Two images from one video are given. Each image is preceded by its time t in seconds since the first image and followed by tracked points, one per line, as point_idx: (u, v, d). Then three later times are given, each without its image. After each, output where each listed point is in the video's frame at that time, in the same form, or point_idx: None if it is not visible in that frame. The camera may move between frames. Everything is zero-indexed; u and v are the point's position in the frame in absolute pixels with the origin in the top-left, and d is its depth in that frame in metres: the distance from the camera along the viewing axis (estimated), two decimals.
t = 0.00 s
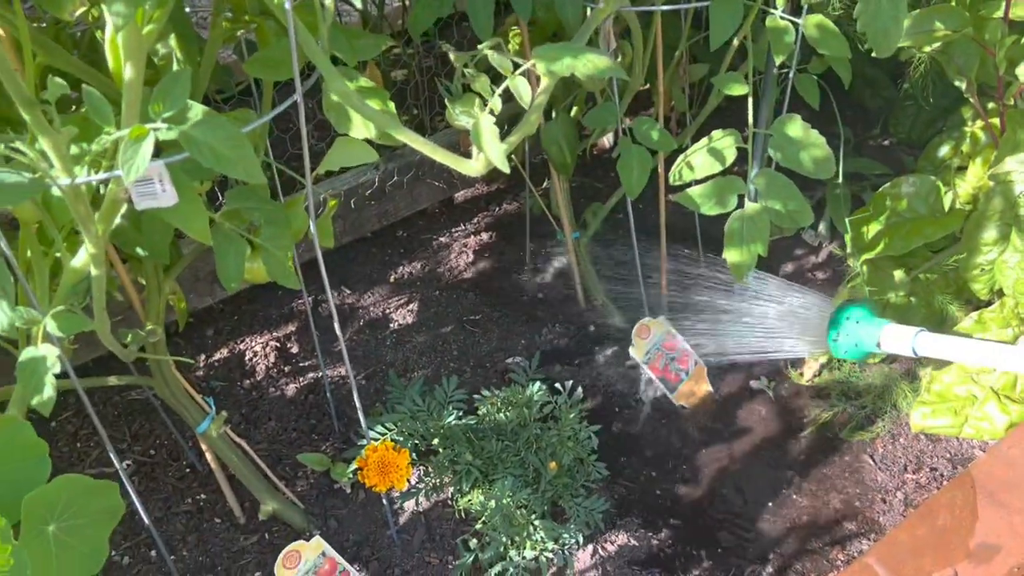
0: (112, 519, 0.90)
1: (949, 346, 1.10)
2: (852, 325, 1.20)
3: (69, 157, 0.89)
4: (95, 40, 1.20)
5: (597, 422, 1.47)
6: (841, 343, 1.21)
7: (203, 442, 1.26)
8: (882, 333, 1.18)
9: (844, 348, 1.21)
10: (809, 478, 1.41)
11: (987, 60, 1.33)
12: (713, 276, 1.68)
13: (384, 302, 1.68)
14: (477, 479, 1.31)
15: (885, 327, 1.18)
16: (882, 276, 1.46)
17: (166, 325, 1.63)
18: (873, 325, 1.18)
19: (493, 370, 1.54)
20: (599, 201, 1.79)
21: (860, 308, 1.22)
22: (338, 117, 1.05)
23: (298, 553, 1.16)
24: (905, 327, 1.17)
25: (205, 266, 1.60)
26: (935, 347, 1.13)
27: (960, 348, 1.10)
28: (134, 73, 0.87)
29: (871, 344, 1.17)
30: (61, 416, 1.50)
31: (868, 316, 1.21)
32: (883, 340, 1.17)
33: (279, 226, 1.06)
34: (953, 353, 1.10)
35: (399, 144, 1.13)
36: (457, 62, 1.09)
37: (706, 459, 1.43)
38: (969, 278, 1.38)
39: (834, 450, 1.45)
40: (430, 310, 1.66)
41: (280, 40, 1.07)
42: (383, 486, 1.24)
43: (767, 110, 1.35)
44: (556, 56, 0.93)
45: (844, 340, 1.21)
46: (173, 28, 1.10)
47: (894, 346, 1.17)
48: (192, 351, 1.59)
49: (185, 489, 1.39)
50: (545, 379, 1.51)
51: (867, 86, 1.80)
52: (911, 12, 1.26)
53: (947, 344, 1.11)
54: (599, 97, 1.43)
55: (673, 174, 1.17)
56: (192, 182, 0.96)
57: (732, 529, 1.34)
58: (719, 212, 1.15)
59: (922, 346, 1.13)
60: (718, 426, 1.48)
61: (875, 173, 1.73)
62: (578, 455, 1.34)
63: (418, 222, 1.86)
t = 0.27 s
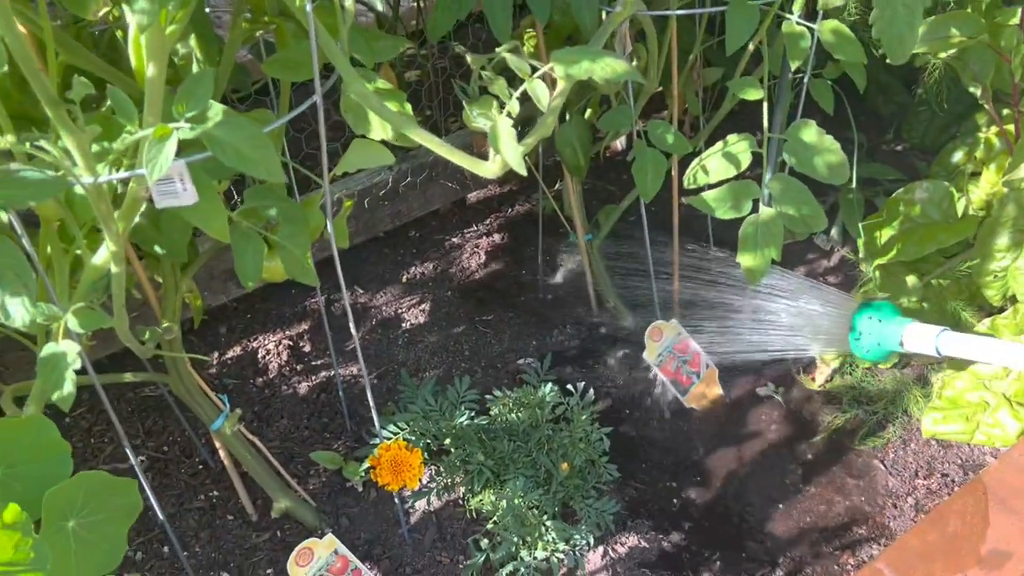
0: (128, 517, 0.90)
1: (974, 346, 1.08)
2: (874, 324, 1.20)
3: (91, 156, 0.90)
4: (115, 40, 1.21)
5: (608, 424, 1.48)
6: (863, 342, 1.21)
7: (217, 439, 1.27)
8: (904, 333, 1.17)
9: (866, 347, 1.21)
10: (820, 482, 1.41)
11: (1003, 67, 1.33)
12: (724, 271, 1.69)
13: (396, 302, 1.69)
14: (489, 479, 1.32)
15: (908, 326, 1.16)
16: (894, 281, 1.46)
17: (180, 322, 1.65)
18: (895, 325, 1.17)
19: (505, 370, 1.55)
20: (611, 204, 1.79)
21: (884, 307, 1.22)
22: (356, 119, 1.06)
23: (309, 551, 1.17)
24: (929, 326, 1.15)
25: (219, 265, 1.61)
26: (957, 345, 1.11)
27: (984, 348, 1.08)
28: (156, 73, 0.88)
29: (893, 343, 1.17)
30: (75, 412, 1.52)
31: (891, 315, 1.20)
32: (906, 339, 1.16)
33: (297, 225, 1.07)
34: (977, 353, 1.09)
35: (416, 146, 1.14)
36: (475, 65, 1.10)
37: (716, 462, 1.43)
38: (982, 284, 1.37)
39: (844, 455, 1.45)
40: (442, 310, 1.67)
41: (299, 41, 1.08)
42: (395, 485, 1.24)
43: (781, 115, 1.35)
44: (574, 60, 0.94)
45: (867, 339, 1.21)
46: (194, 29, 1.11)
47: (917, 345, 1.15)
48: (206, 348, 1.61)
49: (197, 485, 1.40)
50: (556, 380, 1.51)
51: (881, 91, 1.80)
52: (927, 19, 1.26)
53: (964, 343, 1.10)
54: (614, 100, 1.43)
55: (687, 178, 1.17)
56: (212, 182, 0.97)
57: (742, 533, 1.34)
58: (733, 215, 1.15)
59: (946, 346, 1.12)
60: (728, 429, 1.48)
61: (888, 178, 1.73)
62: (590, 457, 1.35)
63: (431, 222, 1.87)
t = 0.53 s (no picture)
0: (141, 512, 0.91)
1: (986, 352, 1.08)
2: (886, 331, 1.18)
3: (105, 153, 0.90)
4: (126, 38, 1.21)
5: (615, 425, 1.48)
6: (874, 349, 1.19)
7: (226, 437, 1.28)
8: (916, 339, 1.15)
9: (878, 354, 1.19)
10: (827, 484, 1.41)
11: (1011, 70, 1.33)
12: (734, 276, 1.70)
13: (403, 302, 1.69)
14: (496, 479, 1.32)
15: (919, 332, 1.15)
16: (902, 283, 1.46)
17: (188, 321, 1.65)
18: (908, 332, 1.15)
19: (511, 371, 1.55)
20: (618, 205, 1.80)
21: (893, 312, 1.20)
22: (367, 118, 1.06)
23: (318, 548, 1.17)
24: (940, 332, 1.14)
25: (228, 264, 1.62)
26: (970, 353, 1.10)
27: (997, 354, 1.07)
28: (171, 71, 0.88)
29: (906, 350, 1.15)
30: (83, 409, 1.52)
31: (902, 320, 1.18)
32: (919, 346, 1.15)
33: (309, 222, 1.08)
34: (989, 359, 1.08)
35: (425, 147, 1.14)
36: (486, 65, 1.10)
37: (722, 463, 1.43)
38: (989, 288, 1.38)
39: (851, 457, 1.45)
40: (449, 310, 1.68)
41: (311, 40, 1.09)
42: (403, 484, 1.25)
43: (790, 117, 1.36)
44: (586, 60, 0.94)
45: (878, 346, 1.19)
46: (207, 28, 1.11)
47: (929, 351, 1.14)
48: (214, 347, 1.61)
49: (205, 483, 1.41)
50: (563, 381, 1.52)
51: (888, 95, 1.81)
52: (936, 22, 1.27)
53: (973, 349, 1.10)
54: (623, 101, 1.44)
55: (697, 180, 1.19)
56: (224, 179, 0.98)
57: (749, 533, 1.34)
58: (741, 216, 1.16)
59: (959, 353, 1.11)
60: (735, 431, 1.48)
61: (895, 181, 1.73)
62: (597, 457, 1.35)
63: (438, 223, 1.87)
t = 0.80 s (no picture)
0: (145, 508, 0.91)
1: (991, 343, 1.06)
2: (891, 322, 1.17)
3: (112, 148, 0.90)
4: (132, 35, 1.21)
5: (616, 424, 1.48)
6: (879, 341, 1.18)
7: (228, 435, 1.28)
8: (921, 331, 1.14)
9: (883, 346, 1.18)
10: (828, 483, 1.41)
11: (1012, 71, 1.34)
12: (744, 277, 1.71)
13: (405, 301, 1.70)
14: (498, 477, 1.33)
15: (923, 325, 1.14)
16: (903, 284, 1.46)
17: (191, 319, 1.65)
18: (911, 323, 1.14)
19: (513, 370, 1.55)
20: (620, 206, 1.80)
21: (898, 304, 1.19)
22: (371, 116, 1.07)
23: (321, 545, 1.16)
24: (944, 324, 1.13)
25: (231, 262, 1.62)
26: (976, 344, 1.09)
27: (1002, 346, 1.06)
28: (177, 66, 0.88)
29: (910, 341, 1.14)
30: (85, 406, 1.52)
31: (906, 313, 1.17)
32: (922, 337, 1.14)
33: (313, 221, 1.08)
34: (993, 352, 1.07)
35: (430, 144, 1.15)
36: (490, 64, 1.11)
37: (724, 463, 1.44)
38: (990, 288, 1.38)
39: (851, 457, 1.45)
40: (451, 309, 1.68)
41: (316, 38, 1.09)
42: (405, 482, 1.25)
43: (792, 117, 1.36)
44: (589, 58, 0.94)
45: (882, 338, 1.18)
46: (212, 25, 1.12)
47: (933, 343, 1.13)
48: (216, 345, 1.61)
49: (207, 481, 1.41)
50: (565, 379, 1.52)
51: (889, 97, 1.81)
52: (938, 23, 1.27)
53: (978, 341, 1.08)
54: (625, 101, 1.44)
55: (699, 178, 1.19)
56: (229, 176, 0.98)
57: (750, 532, 1.35)
58: (744, 215, 1.16)
59: (964, 344, 1.10)
60: (736, 431, 1.49)
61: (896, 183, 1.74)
62: (599, 456, 1.35)
63: (440, 223, 1.88)
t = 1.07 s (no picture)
0: (150, 504, 0.92)
1: (988, 347, 1.07)
2: (889, 327, 1.18)
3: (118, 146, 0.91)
4: (136, 35, 1.22)
5: (617, 424, 1.49)
6: (877, 345, 1.19)
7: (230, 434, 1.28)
8: (919, 335, 1.15)
9: (881, 350, 1.19)
10: (827, 483, 1.42)
11: (1010, 73, 1.35)
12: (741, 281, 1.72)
13: (406, 301, 1.70)
14: (499, 476, 1.33)
15: (921, 328, 1.15)
16: (901, 284, 1.47)
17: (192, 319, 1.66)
18: (910, 328, 1.15)
19: (513, 370, 1.56)
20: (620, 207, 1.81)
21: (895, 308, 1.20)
22: (374, 116, 1.07)
23: (323, 543, 1.17)
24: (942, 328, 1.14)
25: (232, 262, 1.63)
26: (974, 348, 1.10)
27: (1000, 350, 1.07)
28: (184, 66, 0.88)
29: (909, 346, 1.15)
30: (87, 406, 1.53)
31: (904, 317, 1.18)
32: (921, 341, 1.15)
33: (316, 220, 1.08)
34: (991, 355, 1.07)
35: (433, 145, 1.15)
36: (492, 65, 1.11)
37: (724, 462, 1.44)
38: (988, 289, 1.39)
39: (850, 457, 1.46)
40: (451, 310, 1.69)
41: (320, 39, 1.09)
42: (407, 481, 1.25)
43: (791, 119, 1.37)
44: (592, 59, 0.95)
45: (880, 342, 1.19)
46: (216, 26, 1.13)
47: (932, 347, 1.14)
48: (217, 345, 1.62)
49: (208, 480, 1.41)
50: (565, 379, 1.53)
51: (887, 99, 1.83)
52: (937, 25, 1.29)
53: (976, 344, 1.09)
54: (626, 103, 1.45)
55: (699, 180, 1.19)
56: (233, 175, 0.98)
57: (750, 531, 1.35)
58: (745, 216, 1.17)
59: (961, 348, 1.10)
60: (736, 431, 1.49)
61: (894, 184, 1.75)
62: (599, 455, 1.36)
63: (441, 224, 1.89)
